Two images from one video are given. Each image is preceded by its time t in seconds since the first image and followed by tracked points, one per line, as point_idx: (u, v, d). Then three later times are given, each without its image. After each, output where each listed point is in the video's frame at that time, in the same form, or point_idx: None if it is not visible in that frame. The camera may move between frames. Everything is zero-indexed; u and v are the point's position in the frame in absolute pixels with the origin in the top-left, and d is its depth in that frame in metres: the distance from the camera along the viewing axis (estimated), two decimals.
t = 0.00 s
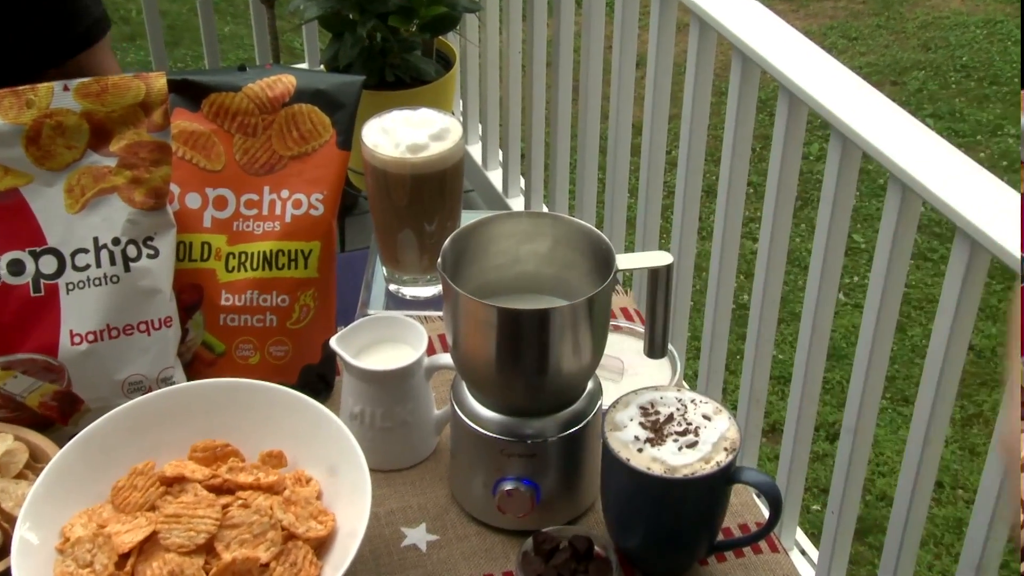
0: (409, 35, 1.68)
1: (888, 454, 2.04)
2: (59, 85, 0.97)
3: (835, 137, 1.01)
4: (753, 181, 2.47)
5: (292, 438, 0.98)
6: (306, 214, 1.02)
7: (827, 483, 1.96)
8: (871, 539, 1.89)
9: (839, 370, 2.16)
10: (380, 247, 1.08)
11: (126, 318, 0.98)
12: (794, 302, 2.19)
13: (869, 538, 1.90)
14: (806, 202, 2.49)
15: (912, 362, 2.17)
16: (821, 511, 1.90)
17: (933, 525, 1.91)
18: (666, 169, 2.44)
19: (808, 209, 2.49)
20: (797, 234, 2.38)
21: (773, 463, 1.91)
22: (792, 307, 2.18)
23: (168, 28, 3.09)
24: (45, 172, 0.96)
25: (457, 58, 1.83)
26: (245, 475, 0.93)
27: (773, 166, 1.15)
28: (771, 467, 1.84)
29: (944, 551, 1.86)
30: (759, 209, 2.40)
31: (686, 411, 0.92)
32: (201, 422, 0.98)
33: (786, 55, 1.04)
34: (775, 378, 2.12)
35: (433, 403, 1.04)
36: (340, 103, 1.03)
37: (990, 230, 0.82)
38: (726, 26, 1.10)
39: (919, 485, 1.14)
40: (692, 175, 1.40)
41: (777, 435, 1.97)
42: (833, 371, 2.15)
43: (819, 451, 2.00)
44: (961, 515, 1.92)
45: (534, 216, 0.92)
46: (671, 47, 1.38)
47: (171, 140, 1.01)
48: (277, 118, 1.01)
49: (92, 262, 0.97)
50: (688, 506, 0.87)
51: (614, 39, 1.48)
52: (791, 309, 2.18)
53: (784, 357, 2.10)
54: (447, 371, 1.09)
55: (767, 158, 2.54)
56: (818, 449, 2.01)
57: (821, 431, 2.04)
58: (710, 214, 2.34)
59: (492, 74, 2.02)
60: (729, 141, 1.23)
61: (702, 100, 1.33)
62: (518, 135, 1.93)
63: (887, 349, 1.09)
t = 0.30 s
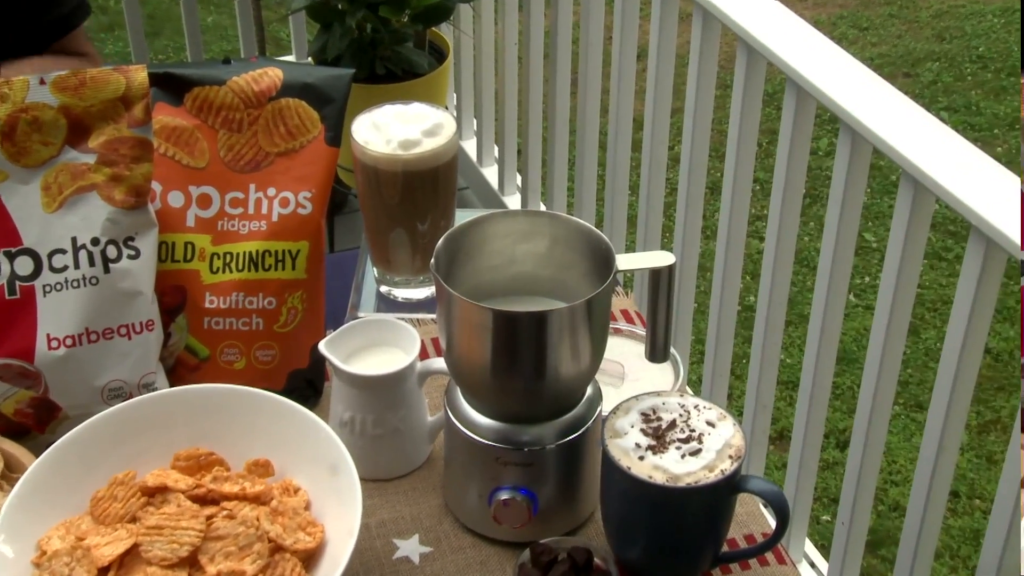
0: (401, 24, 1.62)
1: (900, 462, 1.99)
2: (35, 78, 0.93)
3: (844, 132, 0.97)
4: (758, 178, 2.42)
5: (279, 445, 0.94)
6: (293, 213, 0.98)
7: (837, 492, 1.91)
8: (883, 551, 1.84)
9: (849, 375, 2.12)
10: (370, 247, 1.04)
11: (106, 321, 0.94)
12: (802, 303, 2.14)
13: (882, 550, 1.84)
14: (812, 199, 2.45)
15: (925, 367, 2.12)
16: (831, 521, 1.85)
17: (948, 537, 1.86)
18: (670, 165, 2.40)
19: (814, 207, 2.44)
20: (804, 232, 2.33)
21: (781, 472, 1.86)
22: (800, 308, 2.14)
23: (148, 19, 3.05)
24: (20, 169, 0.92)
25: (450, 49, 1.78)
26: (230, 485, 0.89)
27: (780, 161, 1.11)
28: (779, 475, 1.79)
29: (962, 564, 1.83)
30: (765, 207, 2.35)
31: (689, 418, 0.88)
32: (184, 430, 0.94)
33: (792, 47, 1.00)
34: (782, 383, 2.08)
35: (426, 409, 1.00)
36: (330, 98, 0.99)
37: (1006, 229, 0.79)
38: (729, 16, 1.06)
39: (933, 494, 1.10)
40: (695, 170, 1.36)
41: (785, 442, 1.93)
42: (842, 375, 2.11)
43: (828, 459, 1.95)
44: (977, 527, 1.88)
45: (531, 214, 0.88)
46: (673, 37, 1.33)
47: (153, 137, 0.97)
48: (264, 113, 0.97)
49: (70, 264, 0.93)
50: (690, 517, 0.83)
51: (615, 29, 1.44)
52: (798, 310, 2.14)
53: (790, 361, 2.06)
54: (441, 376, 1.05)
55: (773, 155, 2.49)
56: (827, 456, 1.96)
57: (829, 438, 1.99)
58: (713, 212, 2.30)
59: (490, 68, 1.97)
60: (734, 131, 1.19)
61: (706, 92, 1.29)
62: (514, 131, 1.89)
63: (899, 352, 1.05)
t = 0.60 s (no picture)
0: (396, 16, 1.58)
1: (915, 469, 1.95)
2: (14, 71, 0.89)
3: (856, 125, 0.94)
4: (765, 174, 2.38)
5: (269, 453, 0.90)
6: (283, 210, 0.94)
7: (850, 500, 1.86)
8: (897, 561, 1.79)
9: (861, 378, 2.07)
10: (364, 246, 1.01)
11: (89, 323, 0.90)
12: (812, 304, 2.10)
13: (896, 560, 1.80)
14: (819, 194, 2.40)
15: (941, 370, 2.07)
16: (843, 531, 1.81)
17: (965, 548, 1.82)
18: (675, 161, 2.35)
19: (822, 204, 2.40)
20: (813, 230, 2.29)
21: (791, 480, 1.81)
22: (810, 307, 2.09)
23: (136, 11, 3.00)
24: None
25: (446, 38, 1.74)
26: (218, 493, 0.86)
27: (789, 155, 1.08)
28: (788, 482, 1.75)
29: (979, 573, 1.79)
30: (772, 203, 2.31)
31: (694, 423, 0.84)
32: (170, 437, 0.90)
33: (801, 37, 0.97)
34: (792, 388, 2.03)
35: (421, 414, 0.96)
36: (321, 90, 0.95)
37: None
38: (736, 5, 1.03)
39: (948, 501, 1.06)
40: (702, 163, 1.32)
41: (794, 448, 1.89)
42: (854, 379, 2.06)
43: (839, 466, 1.91)
44: (996, 538, 1.83)
45: (529, 211, 0.85)
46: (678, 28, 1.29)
47: (137, 131, 0.93)
48: (253, 106, 0.93)
49: (51, 264, 0.89)
50: (695, 527, 0.80)
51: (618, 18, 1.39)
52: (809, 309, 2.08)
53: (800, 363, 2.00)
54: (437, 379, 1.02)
55: (780, 150, 2.44)
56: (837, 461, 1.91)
57: (839, 443, 1.95)
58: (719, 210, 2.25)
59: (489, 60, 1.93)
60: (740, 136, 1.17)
61: (714, 82, 1.24)
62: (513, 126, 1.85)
63: (913, 355, 1.01)
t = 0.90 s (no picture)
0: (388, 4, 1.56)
1: (930, 477, 1.89)
2: None
3: (867, 118, 0.90)
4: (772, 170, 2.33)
5: (256, 460, 0.87)
6: (272, 208, 0.90)
7: (863, 509, 1.80)
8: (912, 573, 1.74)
9: (874, 382, 2.01)
10: (356, 245, 0.97)
11: (69, 326, 0.86)
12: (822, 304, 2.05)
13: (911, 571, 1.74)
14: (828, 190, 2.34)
15: (958, 375, 2.01)
16: (855, 542, 1.75)
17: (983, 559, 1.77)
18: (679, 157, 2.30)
19: (832, 200, 2.34)
20: (823, 228, 2.23)
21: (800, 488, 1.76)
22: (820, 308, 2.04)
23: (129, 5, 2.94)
24: None
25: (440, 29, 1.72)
26: (204, 502, 0.82)
27: (798, 148, 1.04)
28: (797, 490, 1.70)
29: None
30: (780, 200, 2.26)
31: (699, 429, 0.80)
32: (154, 443, 0.86)
33: (810, 28, 0.93)
34: (802, 392, 1.98)
35: (416, 420, 0.92)
36: (311, 84, 0.91)
37: None
38: None
39: (964, 509, 1.02)
40: (707, 157, 1.28)
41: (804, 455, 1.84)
42: (867, 383, 2.00)
43: (851, 473, 1.85)
44: (1015, 549, 1.78)
45: (527, 210, 0.81)
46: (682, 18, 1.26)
47: (119, 126, 0.89)
48: (240, 100, 0.89)
49: (30, 263, 0.85)
50: (700, 538, 0.76)
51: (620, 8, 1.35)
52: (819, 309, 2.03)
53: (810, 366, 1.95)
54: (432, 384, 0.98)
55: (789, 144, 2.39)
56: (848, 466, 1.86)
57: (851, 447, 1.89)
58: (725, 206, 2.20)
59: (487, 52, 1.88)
60: (748, 120, 1.12)
61: (719, 71, 1.21)
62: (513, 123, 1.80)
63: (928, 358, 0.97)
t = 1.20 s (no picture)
0: None
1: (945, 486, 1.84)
2: None
3: (880, 114, 0.87)
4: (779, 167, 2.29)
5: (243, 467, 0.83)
6: (261, 207, 0.87)
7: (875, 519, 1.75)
8: None
9: (886, 388, 1.96)
10: (348, 246, 0.93)
11: (50, 329, 0.83)
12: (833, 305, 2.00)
13: None
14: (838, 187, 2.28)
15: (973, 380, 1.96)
16: (867, 553, 1.70)
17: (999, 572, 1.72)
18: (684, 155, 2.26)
19: (843, 198, 2.29)
20: (832, 228, 2.19)
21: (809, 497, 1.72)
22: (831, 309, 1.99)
23: None
24: None
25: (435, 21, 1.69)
26: (190, 512, 0.77)
27: (808, 143, 1.01)
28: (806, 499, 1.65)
29: None
30: (788, 198, 2.22)
31: (704, 435, 0.77)
32: (137, 451, 0.82)
33: (820, 19, 0.90)
34: (812, 398, 1.93)
35: (410, 427, 0.89)
36: (302, 78, 0.88)
37: None
38: None
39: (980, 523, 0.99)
40: (713, 152, 1.24)
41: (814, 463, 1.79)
42: (879, 389, 1.94)
43: (864, 483, 1.80)
44: None
45: (526, 208, 0.78)
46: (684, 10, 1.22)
47: (102, 122, 0.85)
48: (228, 95, 0.86)
49: (8, 265, 0.81)
50: (705, 549, 0.73)
51: None
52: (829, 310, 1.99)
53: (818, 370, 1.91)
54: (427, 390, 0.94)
55: (799, 139, 2.34)
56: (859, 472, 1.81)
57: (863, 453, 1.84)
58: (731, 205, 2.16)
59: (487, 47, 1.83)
60: (754, 124, 1.10)
61: (726, 63, 1.17)
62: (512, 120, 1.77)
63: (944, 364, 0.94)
